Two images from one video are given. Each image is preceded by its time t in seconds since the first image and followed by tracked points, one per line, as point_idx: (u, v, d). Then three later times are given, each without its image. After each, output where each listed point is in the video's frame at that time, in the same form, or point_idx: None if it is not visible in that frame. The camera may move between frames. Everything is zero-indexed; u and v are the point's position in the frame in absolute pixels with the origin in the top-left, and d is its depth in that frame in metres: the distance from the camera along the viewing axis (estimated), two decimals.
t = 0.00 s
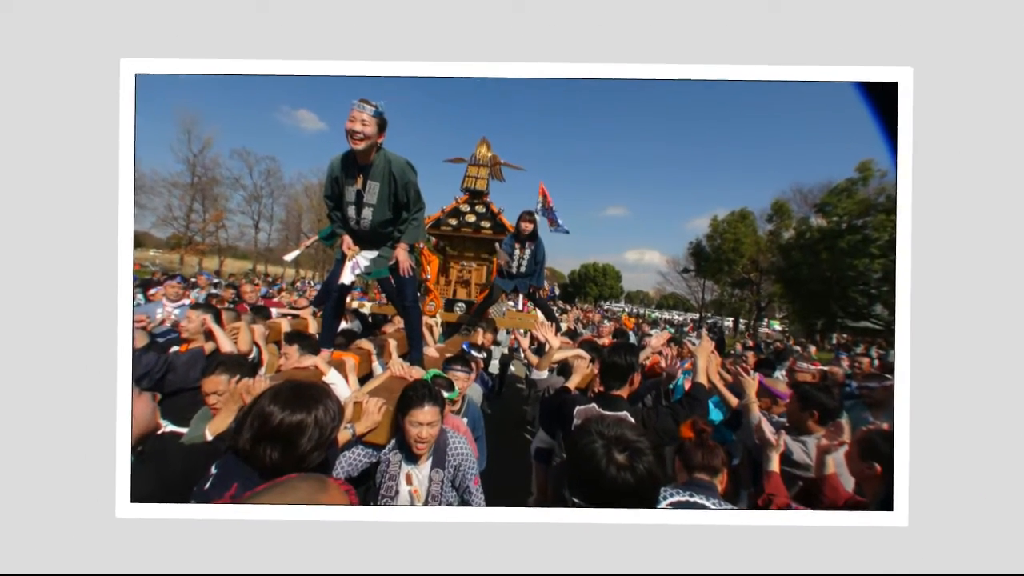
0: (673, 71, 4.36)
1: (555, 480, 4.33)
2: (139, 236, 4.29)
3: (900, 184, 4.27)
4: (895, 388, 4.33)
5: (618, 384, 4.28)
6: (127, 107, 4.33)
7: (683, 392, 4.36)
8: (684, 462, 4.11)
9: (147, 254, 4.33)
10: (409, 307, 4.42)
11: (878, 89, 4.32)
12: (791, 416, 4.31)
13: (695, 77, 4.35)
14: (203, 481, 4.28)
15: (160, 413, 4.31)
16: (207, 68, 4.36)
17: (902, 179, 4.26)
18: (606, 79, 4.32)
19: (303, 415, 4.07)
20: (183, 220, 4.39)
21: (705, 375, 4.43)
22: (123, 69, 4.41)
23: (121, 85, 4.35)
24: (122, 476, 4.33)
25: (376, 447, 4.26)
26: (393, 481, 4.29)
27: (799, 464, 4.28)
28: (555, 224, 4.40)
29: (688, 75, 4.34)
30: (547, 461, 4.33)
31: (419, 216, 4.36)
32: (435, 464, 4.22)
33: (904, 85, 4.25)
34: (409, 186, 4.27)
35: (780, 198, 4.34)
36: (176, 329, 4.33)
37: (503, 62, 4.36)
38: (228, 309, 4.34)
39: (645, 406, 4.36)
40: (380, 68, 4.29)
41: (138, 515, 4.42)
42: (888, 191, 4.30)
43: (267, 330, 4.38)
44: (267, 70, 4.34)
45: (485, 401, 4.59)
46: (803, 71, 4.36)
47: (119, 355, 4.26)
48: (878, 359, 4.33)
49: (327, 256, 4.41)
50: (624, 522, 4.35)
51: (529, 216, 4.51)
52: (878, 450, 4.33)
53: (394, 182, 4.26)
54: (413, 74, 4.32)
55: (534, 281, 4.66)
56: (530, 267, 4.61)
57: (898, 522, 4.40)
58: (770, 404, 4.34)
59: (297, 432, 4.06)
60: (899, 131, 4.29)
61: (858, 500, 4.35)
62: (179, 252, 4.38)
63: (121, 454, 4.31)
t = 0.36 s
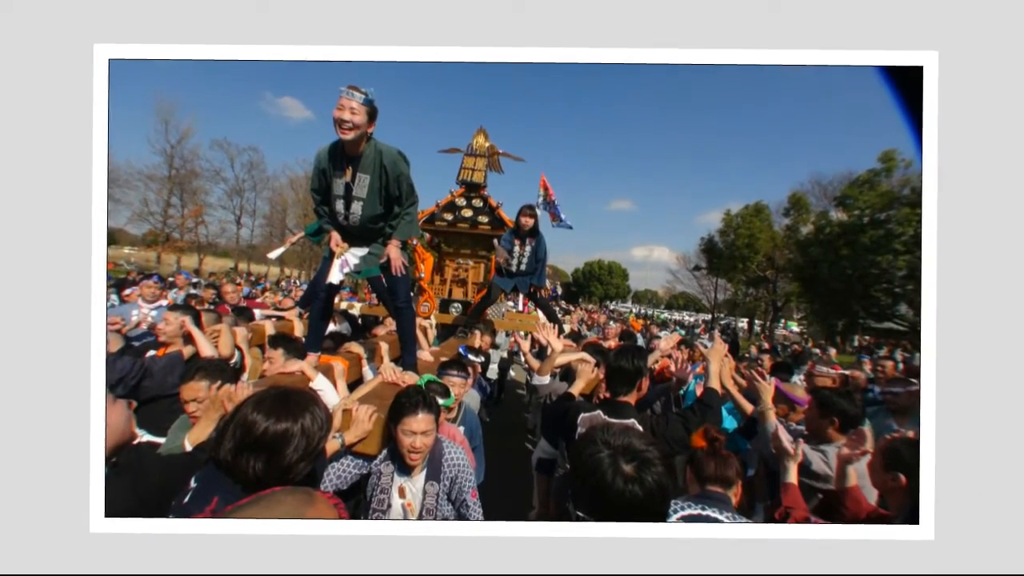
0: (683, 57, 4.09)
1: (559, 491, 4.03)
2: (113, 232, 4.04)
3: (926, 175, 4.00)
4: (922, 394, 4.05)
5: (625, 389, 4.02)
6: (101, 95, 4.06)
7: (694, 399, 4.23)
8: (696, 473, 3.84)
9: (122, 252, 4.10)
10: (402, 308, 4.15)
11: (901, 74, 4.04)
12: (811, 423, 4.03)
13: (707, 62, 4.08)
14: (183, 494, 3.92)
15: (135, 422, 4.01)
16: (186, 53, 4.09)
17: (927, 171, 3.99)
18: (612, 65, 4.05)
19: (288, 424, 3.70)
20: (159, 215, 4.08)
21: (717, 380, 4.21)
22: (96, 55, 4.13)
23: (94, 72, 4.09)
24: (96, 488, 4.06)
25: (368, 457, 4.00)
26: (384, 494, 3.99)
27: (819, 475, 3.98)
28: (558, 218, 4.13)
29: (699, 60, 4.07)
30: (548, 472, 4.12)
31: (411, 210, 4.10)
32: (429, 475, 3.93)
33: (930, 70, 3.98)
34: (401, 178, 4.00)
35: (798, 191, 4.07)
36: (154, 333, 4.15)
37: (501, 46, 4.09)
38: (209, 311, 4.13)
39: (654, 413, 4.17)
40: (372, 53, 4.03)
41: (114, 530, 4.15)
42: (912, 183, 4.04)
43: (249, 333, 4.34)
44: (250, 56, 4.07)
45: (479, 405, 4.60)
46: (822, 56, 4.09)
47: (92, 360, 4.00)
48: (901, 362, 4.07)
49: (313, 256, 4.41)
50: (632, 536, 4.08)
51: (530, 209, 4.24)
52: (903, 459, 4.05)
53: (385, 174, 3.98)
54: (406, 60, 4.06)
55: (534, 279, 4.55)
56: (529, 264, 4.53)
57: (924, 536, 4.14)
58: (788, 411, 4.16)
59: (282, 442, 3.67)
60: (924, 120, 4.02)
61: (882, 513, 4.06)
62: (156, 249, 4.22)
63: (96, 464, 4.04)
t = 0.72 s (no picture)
0: (692, 40, 3.85)
1: (563, 501, 3.77)
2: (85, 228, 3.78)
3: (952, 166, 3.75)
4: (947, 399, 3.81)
5: (632, 394, 3.78)
6: (73, 83, 3.83)
7: (707, 404, 3.97)
8: (707, 483, 3.59)
9: (96, 249, 3.83)
10: (394, 309, 3.90)
11: (925, 58, 3.78)
12: (829, 431, 3.84)
13: (717, 46, 3.84)
14: (161, 507, 3.64)
15: (110, 430, 3.73)
16: (163, 38, 3.86)
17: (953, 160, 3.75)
18: (616, 49, 3.80)
19: (272, 432, 3.44)
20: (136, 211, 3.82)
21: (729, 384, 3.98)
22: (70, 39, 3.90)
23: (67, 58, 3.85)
24: (71, 500, 3.83)
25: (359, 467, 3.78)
26: (376, 506, 3.74)
27: (837, 485, 3.74)
28: (559, 213, 3.89)
29: (709, 44, 3.83)
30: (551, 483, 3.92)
31: (404, 205, 3.86)
32: (424, 486, 3.68)
33: (955, 53, 3.72)
34: (393, 170, 3.76)
35: (814, 183, 3.83)
36: (130, 334, 3.98)
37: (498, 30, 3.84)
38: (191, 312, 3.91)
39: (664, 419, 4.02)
40: (361, 36, 3.79)
41: (90, 543, 3.93)
42: (937, 174, 3.78)
43: (232, 335, 4.15)
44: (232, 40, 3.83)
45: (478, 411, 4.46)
46: (839, 38, 3.84)
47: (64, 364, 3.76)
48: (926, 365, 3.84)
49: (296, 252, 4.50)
50: (639, 550, 3.82)
51: (530, 203, 4.00)
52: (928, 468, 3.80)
53: (376, 165, 3.74)
54: (397, 44, 3.82)
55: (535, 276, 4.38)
56: (530, 260, 4.34)
57: (951, 549, 3.89)
58: (807, 416, 4.00)
59: (267, 452, 3.41)
60: (949, 107, 3.77)
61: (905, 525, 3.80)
62: (132, 247, 4.07)
63: (70, 475, 3.81)
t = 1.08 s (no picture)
0: (703, 25, 3.64)
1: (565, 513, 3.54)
2: (57, 224, 3.57)
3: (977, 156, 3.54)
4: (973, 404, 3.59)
5: (639, 400, 3.56)
6: (45, 71, 3.62)
7: (718, 410, 3.76)
8: (718, 493, 3.37)
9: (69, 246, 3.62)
10: (386, 309, 3.68)
11: (949, 42, 3.57)
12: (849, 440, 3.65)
13: (729, 31, 3.63)
14: (142, 520, 3.30)
15: (87, 439, 3.46)
16: (141, 24, 3.64)
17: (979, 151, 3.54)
18: (622, 34, 3.59)
19: (257, 440, 3.19)
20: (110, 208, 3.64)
21: (742, 389, 3.77)
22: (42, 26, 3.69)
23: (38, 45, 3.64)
24: (43, 514, 3.61)
25: (350, 477, 3.56)
26: (368, 519, 3.51)
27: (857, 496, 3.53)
28: (562, 208, 3.68)
29: (721, 29, 3.62)
30: (552, 493, 3.72)
31: (397, 199, 3.64)
32: (417, 499, 3.45)
33: (981, 36, 3.51)
34: (385, 162, 3.54)
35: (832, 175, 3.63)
36: (107, 338, 3.79)
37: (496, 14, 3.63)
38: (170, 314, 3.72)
39: (672, 426, 3.81)
40: (350, 21, 3.58)
41: (64, 559, 3.70)
42: (962, 165, 3.57)
43: (215, 338, 3.94)
44: (213, 26, 3.62)
45: (476, 418, 4.27)
46: (858, 21, 3.64)
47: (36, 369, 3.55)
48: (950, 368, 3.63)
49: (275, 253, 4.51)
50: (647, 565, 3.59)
51: (531, 197, 3.80)
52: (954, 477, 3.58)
53: (366, 157, 3.52)
54: (390, 29, 3.61)
55: (535, 274, 4.22)
56: (530, 257, 4.17)
57: (977, 563, 3.67)
58: (824, 423, 3.80)
59: (250, 462, 3.15)
60: (974, 94, 3.56)
61: (930, 539, 3.57)
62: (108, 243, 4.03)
63: (42, 487, 3.60)
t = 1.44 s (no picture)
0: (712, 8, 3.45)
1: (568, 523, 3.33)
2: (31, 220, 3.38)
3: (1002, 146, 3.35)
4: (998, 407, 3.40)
5: (646, 404, 3.37)
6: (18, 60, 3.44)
7: (729, 415, 3.57)
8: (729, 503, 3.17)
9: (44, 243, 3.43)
10: (379, 309, 3.50)
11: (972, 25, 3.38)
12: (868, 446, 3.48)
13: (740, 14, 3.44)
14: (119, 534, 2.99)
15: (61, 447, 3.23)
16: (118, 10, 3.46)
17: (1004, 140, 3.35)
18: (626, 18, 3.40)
19: (244, 447, 2.96)
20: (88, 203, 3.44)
21: (755, 393, 3.58)
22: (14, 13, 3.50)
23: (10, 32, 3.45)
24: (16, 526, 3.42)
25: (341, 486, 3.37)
26: (360, 530, 3.27)
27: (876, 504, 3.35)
28: (564, 202, 3.49)
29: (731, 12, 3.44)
30: (554, 503, 3.51)
31: (389, 193, 3.44)
32: (412, 509, 3.27)
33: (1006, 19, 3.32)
34: (377, 154, 3.34)
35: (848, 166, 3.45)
36: (84, 340, 3.61)
37: None
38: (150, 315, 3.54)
39: (680, 432, 3.63)
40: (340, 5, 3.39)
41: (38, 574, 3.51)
42: (986, 155, 3.38)
43: (198, 340, 3.75)
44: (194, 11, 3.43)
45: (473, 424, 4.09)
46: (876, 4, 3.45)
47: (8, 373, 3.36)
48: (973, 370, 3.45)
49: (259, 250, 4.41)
50: None
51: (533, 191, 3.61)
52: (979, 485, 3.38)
53: (357, 148, 3.32)
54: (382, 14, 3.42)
55: (536, 271, 4.04)
56: (531, 254, 3.99)
57: None
58: (841, 429, 3.61)
59: (237, 471, 2.92)
60: (999, 80, 3.37)
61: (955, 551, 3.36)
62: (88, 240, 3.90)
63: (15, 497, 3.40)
